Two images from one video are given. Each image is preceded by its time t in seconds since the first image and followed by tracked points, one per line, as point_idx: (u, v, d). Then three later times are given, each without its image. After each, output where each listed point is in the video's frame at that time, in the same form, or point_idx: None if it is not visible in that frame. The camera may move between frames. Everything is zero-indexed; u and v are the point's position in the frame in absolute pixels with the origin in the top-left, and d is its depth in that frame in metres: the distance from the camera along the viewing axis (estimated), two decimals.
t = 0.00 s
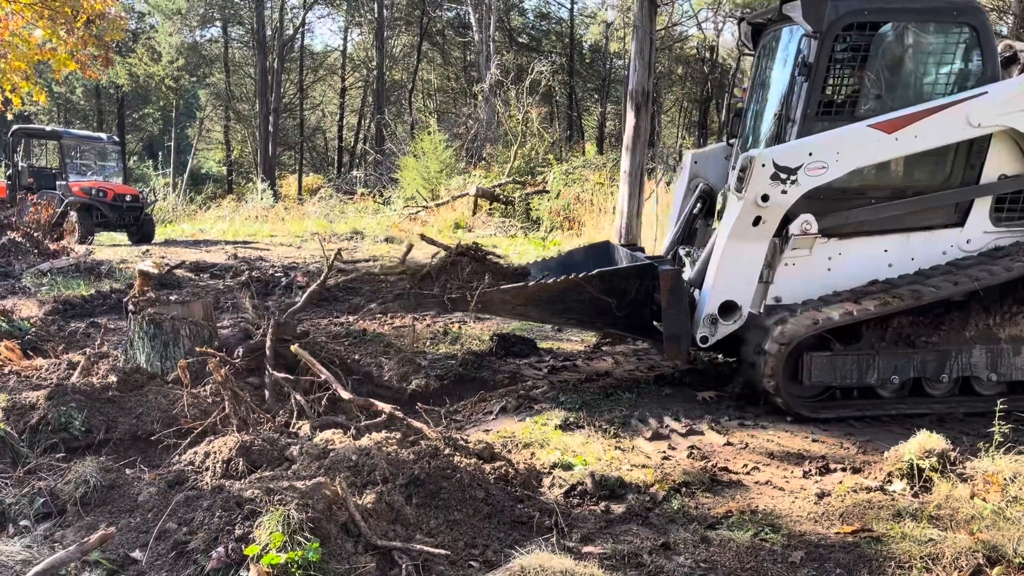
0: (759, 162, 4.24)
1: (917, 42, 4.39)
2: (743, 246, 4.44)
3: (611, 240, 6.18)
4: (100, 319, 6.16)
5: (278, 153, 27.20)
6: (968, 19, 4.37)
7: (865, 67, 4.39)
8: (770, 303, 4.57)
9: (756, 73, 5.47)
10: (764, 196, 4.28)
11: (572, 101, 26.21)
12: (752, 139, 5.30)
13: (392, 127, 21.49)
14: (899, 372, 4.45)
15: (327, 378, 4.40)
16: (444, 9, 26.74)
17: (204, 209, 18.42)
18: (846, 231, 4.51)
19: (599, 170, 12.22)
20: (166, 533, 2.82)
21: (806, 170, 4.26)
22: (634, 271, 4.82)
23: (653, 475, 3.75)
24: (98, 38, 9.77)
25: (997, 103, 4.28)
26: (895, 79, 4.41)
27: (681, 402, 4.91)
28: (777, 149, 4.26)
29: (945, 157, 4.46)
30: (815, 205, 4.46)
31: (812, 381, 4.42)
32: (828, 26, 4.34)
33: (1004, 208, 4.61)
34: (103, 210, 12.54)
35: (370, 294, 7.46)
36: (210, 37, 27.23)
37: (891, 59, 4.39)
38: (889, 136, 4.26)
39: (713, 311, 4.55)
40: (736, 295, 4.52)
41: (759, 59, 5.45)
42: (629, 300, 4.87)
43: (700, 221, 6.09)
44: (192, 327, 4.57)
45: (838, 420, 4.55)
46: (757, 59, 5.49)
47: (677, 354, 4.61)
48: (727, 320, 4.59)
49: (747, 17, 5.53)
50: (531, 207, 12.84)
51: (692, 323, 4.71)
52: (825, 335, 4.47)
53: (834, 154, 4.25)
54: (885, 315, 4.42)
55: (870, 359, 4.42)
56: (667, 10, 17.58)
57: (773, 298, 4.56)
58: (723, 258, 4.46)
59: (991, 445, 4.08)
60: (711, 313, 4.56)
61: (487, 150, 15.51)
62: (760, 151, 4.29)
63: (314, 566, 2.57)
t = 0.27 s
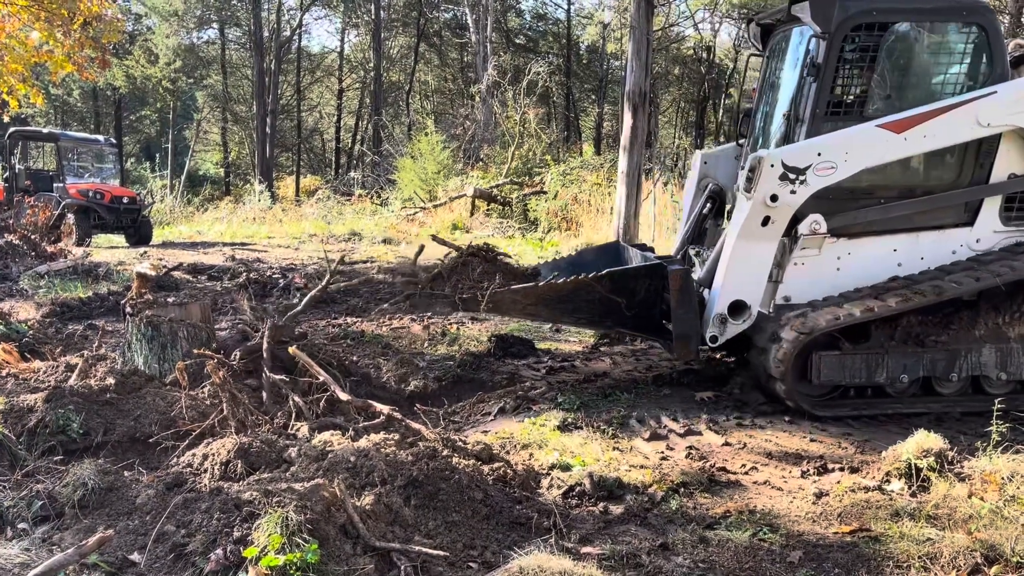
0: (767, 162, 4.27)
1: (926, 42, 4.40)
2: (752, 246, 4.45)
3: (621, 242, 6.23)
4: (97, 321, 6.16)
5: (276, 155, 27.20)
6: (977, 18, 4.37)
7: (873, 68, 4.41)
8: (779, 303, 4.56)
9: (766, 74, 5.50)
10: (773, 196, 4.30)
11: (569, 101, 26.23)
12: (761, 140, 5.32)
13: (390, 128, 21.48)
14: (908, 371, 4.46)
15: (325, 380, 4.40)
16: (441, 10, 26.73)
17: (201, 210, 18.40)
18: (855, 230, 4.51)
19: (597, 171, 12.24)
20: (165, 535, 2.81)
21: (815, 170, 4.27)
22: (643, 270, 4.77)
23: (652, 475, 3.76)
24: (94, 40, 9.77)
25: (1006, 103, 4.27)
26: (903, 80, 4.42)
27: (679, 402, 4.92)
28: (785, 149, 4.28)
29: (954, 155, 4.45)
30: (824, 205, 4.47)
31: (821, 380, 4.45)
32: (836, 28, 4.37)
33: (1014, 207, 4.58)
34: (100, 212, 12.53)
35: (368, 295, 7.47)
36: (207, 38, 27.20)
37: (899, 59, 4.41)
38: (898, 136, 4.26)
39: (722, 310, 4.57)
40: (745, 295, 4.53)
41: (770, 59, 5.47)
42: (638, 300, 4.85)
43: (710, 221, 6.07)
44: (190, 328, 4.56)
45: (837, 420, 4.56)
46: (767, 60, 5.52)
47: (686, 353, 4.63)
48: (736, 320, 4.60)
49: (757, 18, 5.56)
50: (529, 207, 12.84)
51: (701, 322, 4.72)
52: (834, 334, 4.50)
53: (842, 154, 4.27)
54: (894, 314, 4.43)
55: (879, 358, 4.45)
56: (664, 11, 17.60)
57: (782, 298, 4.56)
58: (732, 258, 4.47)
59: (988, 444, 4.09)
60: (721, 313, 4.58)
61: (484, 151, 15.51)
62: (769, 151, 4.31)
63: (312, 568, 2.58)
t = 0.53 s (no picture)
0: (776, 162, 4.28)
1: (935, 42, 4.41)
2: (761, 245, 4.47)
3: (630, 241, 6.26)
4: (94, 324, 6.15)
5: (272, 157, 27.18)
6: (986, 18, 4.39)
7: (882, 68, 4.43)
8: (788, 302, 4.57)
9: (774, 73, 5.53)
10: (781, 196, 4.31)
11: (566, 103, 26.27)
12: (771, 141, 5.34)
13: (387, 130, 21.49)
14: (916, 369, 4.50)
15: (321, 382, 4.40)
16: (437, 12, 26.75)
17: (197, 212, 18.39)
18: (864, 230, 4.52)
19: (593, 172, 12.26)
20: (161, 537, 2.81)
21: (823, 170, 4.29)
22: (653, 270, 4.80)
23: (648, 476, 3.76)
24: (90, 42, 9.76)
25: (1016, 102, 4.26)
26: (912, 80, 4.44)
27: (675, 402, 4.93)
28: (794, 149, 4.29)
29: (963, 155, 4.45)
30: (833, 204, 4.47)
31: (830, 378, 4.51)
32: (845, 28, 4.38)
33: None
34: (97, 215, 12.51)
35: (364, 297, 7.47)
36: (204, 40, 27.18)
37: (908, 60, 4.42)
38: (906, 136, 4.27)
39: (731, 309, 4.59)
40: (754, 294, 4.56)
41: (778, 58, 5.48)
42: (648, 299, 4.87)
43: (719, 221, 6.10)
44: (186, 331, 4.57)
45: (834, 419, 4.58)
46: (776, 60, 5.53)
47: (695, 352, 4.68)
48: (746, 319, 4.62)
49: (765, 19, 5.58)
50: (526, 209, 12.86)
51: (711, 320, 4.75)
52: (843, 333, 4.56)
53: (850, 154, 4.28)
54: (902, 313, 4.47)
55: (887, 356, 4.49)
56: (660, 12, 17.63)
57: (790, 297, 4.56)
58: (741, 257, 4.50)
59: (983, 443, 4.09)
60: (730, 312, 4.61)
61: (481, 152, 15.52)
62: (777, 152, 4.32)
63: (309, 569, 2.58)
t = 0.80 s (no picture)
0: (785, 163, 4.29)
1: (943, 43, 4.44)
2: (771, 246, 4.46)
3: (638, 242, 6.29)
4: (89, 327, 6.14)
5: (268, 159, 27.18)
6: (995, 19, 4.43)
7: (892, 69, 4.44)
8: (798, 302, 4.59)
9: (782, 76, 5.55)
10: (792, 197, 4.31)
11: (562, 104, 26.30)
12: (780, 143, 5.34)
13: (383, 132, 21.49)
14: (927, 369, 4.52)
15: (317, 385, 4.40)
16: (433, 14, 26.77)
17: (194, 215, 18.37)
18: (874, 230, 4.53)
19: (590, 173, 12.28)
20: (157, 541, 2.81)
21: (833, 171, 4.30)
22: (663, 271, 4.82)
23: (645, 477, 3.76)
24: (86, 45, 9.76)
25: None
26: (921, 81, 4.45)
27: (672, 404, 4.93)
28: (804, 150, 4.30)
29: (973, 155, 4.47)
30: (842, 205, 4.47)
31: (840, 379, 4.51)
32: (854, 30, 4.40)
33: None
34: (92, 217, 12.50)
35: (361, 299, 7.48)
36: (200, 43, 27.17)
37: (917, 60, 4.44)
38: (916, 137, 4.29)
39: (741, 310, 4.57)
40: (764, 295, 4.55)
41: (787, 60, 5.48)
42: (657, 300, 4.88)
43: (728, 222, 6.07)
44: (182, 334, 4.56)
45: (831, 420, 4.58)
46: (784, 62, 5.55)
47: (705, 353, 4.67)
48: (756, 320, 4.60)
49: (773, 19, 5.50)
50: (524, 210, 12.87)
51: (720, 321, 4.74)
52: (854, 333, 4.56)
53: (860, 155, 4.29)
54: (913, 314, 4.47)
55: (897, 357, 4.50)
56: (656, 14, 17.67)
57: (800, 298, 4.58)
58: (751, 258, 4.49)
59: (979, 443, 4.10)
60: (740, 312, 4.59)
61: (478, 154, 15.53)
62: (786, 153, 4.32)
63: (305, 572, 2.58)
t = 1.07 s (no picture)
0: (795, 164, 4.29)
1: (951, 44, 4.45)
2: (781, 246, 4.47)
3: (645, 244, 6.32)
4: (86, 330, 6.13)
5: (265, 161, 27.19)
6: (1003, 21, 4.44)
7: (900, 69, 4.45)
8: (807, 303, 4.59)
9: (790, 77, 5.56)
10: (801, 197, 4.32)
11: (559, 106, 26.34)
12: (786, 146, 5.37)
13: (380, 134, 21.50)
14: (937, 370, 4.54)
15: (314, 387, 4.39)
16: (430, 16, 26.80)
17: (190, 217, 18.34)
18: (884, 230, 4.53)
19: (587, 175, 12.32)
20: (154, 544, 2.80)
21: (842, 172, 4.31)
22: (673, 272, 4.81)
23: (642, 479, 3.76)
24: (82, 48, 9.76)
25: None
26: (929, 82, 4.46)
27: (670, 405, 4.93)
28: (813, 151, 4.31)
29: (981, 156, 4.49)
30: (851, 205, 4.47)
31: (851, 379, 4.52)
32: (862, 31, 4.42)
33: None
34: (89, 220, 12.49)
35: (359, 301, 7.48)
36: (196, 45, 27.17)
37: (925, 62, 4.45)
38: (925, 138, 4.31)
39: (750, 311, 4.59)
40: (774, 295, 4.56)
41: (795, 62, 5.49)
42: (667, 301, 4.89)
43: (735, 223, 6.11)
44: (180, 336, 4.56)
45: (830, 421, 4.58)
46: (791, 63, 5.56)
47: (716, 354, 4.66)
48: (764, 320, 4.63)
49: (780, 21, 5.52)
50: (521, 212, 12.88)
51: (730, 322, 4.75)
52: (864, 334, 4.56)
53: (870, 156, 4.31)
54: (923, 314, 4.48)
55: (908, 357, 4.52)
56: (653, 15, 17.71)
57: (809, 298, 4.58)
58: (761, 259, 4.49)
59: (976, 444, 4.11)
60: (750, 313, 4.60)
61: (475, 156, 15.55)
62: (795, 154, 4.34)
63: None
